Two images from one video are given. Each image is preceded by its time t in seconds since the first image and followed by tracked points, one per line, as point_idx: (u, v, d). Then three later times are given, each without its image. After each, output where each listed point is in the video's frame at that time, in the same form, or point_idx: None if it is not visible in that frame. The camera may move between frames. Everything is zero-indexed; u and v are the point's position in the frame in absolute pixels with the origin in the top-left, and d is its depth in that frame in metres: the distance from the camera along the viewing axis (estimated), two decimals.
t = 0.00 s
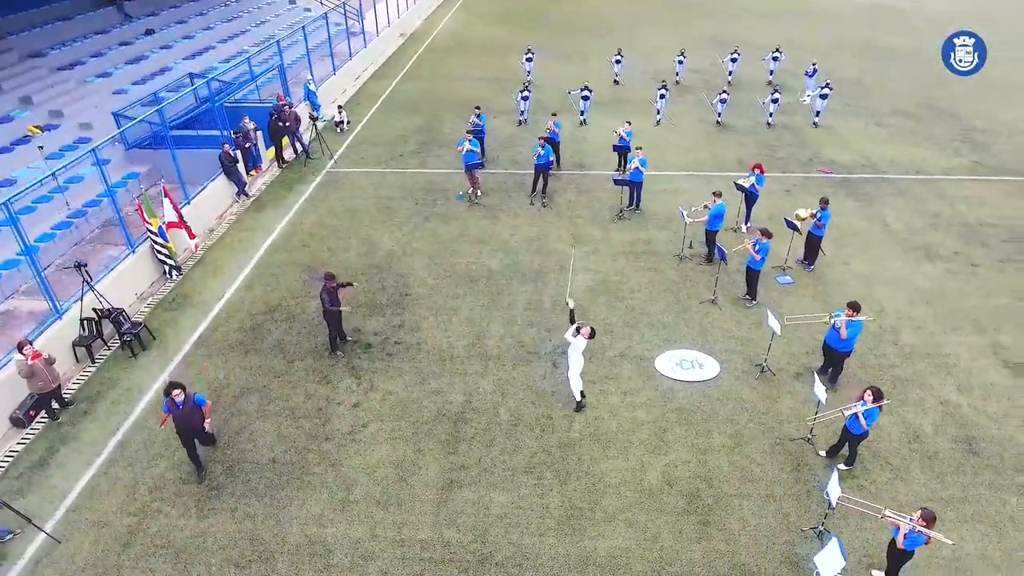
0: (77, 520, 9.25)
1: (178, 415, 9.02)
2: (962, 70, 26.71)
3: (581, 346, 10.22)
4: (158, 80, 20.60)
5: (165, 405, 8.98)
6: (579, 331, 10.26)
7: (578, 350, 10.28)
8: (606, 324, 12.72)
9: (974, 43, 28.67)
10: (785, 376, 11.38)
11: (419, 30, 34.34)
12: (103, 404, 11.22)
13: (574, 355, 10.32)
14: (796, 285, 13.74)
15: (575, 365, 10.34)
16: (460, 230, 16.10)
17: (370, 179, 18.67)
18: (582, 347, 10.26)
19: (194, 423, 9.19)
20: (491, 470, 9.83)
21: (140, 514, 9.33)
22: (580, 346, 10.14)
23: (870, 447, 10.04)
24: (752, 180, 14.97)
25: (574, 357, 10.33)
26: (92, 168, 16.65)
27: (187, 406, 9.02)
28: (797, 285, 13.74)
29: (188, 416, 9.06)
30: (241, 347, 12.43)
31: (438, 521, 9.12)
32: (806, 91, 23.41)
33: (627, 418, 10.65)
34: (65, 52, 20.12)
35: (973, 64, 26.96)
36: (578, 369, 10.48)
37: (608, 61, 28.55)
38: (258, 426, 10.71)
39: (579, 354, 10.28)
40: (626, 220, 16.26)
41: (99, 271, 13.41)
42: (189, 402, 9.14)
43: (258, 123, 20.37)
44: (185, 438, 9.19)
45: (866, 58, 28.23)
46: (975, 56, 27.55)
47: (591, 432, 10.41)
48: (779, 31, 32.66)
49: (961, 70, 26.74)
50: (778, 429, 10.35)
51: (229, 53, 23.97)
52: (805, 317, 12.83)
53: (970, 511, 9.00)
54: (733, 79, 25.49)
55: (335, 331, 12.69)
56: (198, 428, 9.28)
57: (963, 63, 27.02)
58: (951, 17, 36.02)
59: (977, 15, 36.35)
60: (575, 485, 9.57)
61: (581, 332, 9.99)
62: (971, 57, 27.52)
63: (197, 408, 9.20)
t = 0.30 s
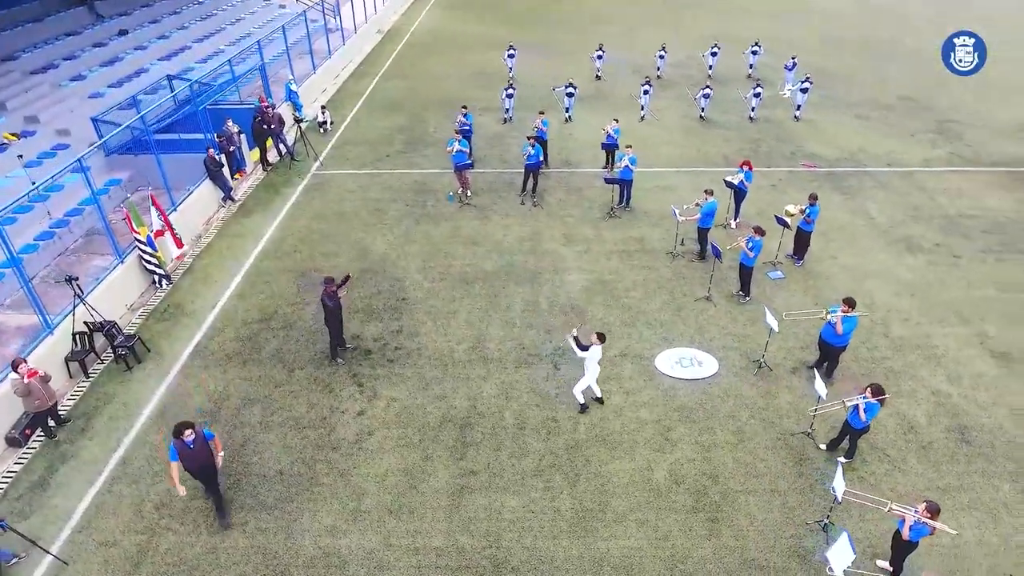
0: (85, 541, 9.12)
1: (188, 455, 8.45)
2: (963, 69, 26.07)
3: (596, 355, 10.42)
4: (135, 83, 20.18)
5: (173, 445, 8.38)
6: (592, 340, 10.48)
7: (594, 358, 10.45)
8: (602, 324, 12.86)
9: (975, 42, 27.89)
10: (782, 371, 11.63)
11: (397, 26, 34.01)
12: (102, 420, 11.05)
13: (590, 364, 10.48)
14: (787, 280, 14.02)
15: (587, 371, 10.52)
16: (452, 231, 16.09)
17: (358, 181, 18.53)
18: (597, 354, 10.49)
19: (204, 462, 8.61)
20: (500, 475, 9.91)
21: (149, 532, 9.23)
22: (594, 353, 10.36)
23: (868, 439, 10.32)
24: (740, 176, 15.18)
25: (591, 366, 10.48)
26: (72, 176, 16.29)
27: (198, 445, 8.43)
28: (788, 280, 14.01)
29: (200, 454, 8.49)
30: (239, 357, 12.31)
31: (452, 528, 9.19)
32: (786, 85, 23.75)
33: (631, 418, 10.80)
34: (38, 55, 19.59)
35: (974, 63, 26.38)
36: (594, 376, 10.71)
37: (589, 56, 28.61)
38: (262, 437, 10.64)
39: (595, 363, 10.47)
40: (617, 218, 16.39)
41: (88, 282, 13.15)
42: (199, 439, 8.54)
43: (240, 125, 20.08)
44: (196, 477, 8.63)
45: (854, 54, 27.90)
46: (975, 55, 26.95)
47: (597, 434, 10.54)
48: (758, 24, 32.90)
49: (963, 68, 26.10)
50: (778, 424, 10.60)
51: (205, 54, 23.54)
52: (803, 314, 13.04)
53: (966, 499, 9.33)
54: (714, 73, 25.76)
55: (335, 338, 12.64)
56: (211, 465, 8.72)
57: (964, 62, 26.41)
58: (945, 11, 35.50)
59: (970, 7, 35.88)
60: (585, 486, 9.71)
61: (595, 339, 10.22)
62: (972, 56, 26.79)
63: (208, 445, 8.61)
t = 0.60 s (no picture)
0: (93, 563, 8.99)
1: (207, 496, 8.24)
2: (964, 68, 25.78)
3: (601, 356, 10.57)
4: (109, 87, 19.71)
5: (191, 488, 8.15)
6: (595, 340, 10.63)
7: (598, 359, 10.59)
8: (599, 324, 12.99)
9: (976, 42, 27.53)
10: (778, 366, 11.89)
11: (372, 22, 33.61)
12: (101, 437, 10.87)
13: (595, 364, 10.63)
14: (777, 274, 14.30)
15: (592, 372, 10.66)
16: (444, 233, 16.06)
17: (344, 183, 18.36)
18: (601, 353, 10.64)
19: (222, 504, 8.40)
20: (509, 479, 10.01)
21: (158, 551, 9.13)
22: (598, 353, 10.51)
23: (864, 430, 10.62)
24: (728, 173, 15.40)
25: (593, 365, 10.66)
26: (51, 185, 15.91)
27: (218, 487, 8.22)
28: (778, 274, 14.30)
29: (219, 496, 8.29)
30: (237, 368, 12.19)
31: (465, 534, 9.25)
32: (764, 78, 24.09)
33: (634, 417, 10.97)
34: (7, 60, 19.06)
35: (974, 63, 26.08)
36: (599, 376, 10.82)
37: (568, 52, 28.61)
38: (267, 449, 10.57)
39: (600, 362, 10.62)
40: (607, 216, 16.51)
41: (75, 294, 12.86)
42: (218, 480, 8.32)
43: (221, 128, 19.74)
44: (214, 520, 8.42)
45: (849, 52, 27.51)
46: (975, 54, 26.64)
47: (602, 434, 10.68)
48: (734, 17, 33.20)
49: (963, 68, 25.81)
50: (777, 418, 10.86)
51: (179, 54, 23.06)
52: (800, 311, 13.23)
53: (961, 486, 9.68)
54: (692, 67, 26.01)
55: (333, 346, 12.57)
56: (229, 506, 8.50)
57: (964, 62, 26.10)
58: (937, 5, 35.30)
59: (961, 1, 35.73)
60: (593, 487, 9.85)
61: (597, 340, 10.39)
62: (972, 56, 26.44)
63: (227, 485, 8.40)
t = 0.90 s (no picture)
0: None
1: (238, 544, 7.89)
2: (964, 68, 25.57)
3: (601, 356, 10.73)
4: (86, 90, 19.29)
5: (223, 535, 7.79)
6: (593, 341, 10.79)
7: (599, 359, 10.74)
8: (597, 323, 13.15)
9: (976, 41, 27.24)
10: (775, 361, 12.16)
11: (349, 18, 33.23)
12: (102, 453, 10.73)
13: (596, 364, 10.77)
14: (768, 270, 14.58)
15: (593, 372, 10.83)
16: (437, 235, 16.06)
17: (333, 186, 18.21)
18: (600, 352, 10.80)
19: (252, 552, 8.08)
20: (519, 481, 10.12)
21: (170, 567, 9.08)
22: (598, 353, 10.68)
23: (860, 422, 10.93)
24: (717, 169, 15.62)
25: (595, 365, 10.80)
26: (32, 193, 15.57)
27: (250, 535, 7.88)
28: (769, 269, 14.57)
29: (251, 543, 7.96)
30: (238, 377, 12.11)
31: (478, 538, 9.35)
32: (745, 72, 24.41)
33: (637, 415, 11.15)
34: None
35: (974, 63, 25.87)
36: (599, 375, 10.98)
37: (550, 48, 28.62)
38: (274, 460, 10.54)
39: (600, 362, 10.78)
40: (598, 215, 16.64)
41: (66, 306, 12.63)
42: (250, 526, 7.98)
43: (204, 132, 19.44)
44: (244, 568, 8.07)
45: (847, 50, 27.50)
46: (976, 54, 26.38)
47: (607, 434, 10.85)
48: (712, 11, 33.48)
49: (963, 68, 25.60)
50: (777, 413, 11.12)
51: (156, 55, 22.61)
52: (793, 306, 13.50)
53: (955, 474, 10.03)
54: (673, 61, 26.22)
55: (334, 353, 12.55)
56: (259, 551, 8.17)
57: (963, 62, 25.87)
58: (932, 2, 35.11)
59: None
60: (602, 487, 10.01)
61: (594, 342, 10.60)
62: (973, 56, 26.20)
63: (257, 531, 8.09)
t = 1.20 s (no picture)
0: None
1: None
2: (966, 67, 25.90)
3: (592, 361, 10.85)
4: (62, 97, 18.87)
5: None
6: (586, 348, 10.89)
7: (592, 364, 10.86)
8: (595, 324, 13.30)
9: (975, 44, 27.77)
10: (769, 357, 12.43)
11: (325, 16, 32.81)
12: (104, 472, 10.61)
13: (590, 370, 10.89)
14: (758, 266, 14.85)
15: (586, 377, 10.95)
16: (429, 238, 16.05)
17: (321, 190, 18.08)
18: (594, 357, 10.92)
19: None
20: (526, 485, 10.25)
21: None
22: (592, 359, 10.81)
23: (854, 415, 11.25)
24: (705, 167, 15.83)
25: (589, 371, 10.93)
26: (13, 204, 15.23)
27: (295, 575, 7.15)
28: (759, 266, 14.86)
29: None
30: (238, 389, 12.04)
31: (489, 543, 9.47)
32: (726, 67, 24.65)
33: (639, 415, 11.34)
34: None
35: (974, 62, 26.24)
36: (593, 379, 11.11)
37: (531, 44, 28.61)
38: (280, 472, 10.53)
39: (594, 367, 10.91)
40: (589, 214, 16.76)
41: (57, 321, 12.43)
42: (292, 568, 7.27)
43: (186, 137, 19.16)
44: None
45: (836, 47, 27.63)
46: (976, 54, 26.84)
47: (610, 434, 11.02)
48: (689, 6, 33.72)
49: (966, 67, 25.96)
50: (773, 408, 11.40)
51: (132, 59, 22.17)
52: (784, 302, 13.78)
53: (947, 463, 10.39)
54: (654, 57, 26.39)
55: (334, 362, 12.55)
56: None
57: (964, 62, 26.26)
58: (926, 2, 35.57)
59: None
60: (608, 488, 10.18)
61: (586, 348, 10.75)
62: (972, 56, 26.61)
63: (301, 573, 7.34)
